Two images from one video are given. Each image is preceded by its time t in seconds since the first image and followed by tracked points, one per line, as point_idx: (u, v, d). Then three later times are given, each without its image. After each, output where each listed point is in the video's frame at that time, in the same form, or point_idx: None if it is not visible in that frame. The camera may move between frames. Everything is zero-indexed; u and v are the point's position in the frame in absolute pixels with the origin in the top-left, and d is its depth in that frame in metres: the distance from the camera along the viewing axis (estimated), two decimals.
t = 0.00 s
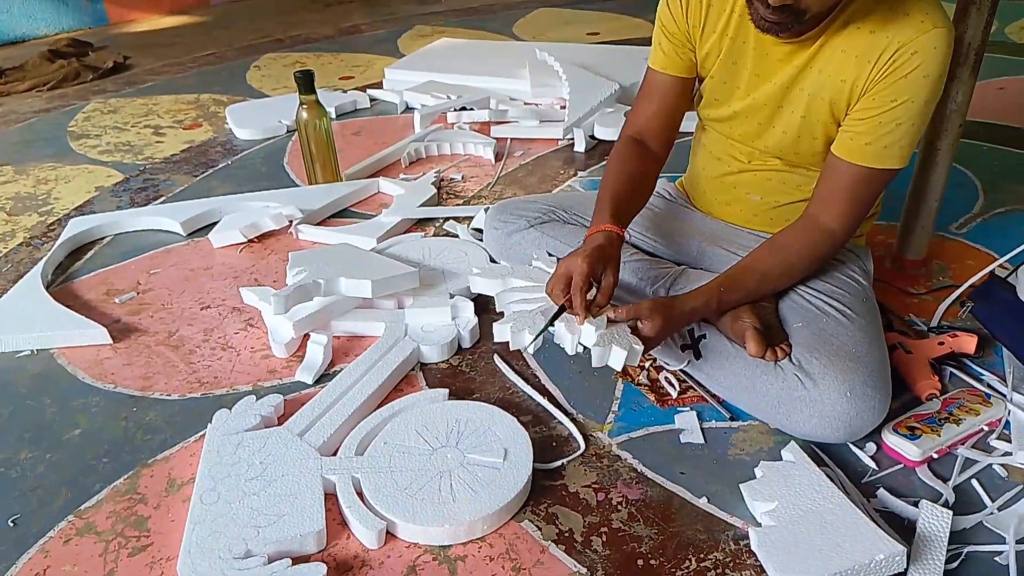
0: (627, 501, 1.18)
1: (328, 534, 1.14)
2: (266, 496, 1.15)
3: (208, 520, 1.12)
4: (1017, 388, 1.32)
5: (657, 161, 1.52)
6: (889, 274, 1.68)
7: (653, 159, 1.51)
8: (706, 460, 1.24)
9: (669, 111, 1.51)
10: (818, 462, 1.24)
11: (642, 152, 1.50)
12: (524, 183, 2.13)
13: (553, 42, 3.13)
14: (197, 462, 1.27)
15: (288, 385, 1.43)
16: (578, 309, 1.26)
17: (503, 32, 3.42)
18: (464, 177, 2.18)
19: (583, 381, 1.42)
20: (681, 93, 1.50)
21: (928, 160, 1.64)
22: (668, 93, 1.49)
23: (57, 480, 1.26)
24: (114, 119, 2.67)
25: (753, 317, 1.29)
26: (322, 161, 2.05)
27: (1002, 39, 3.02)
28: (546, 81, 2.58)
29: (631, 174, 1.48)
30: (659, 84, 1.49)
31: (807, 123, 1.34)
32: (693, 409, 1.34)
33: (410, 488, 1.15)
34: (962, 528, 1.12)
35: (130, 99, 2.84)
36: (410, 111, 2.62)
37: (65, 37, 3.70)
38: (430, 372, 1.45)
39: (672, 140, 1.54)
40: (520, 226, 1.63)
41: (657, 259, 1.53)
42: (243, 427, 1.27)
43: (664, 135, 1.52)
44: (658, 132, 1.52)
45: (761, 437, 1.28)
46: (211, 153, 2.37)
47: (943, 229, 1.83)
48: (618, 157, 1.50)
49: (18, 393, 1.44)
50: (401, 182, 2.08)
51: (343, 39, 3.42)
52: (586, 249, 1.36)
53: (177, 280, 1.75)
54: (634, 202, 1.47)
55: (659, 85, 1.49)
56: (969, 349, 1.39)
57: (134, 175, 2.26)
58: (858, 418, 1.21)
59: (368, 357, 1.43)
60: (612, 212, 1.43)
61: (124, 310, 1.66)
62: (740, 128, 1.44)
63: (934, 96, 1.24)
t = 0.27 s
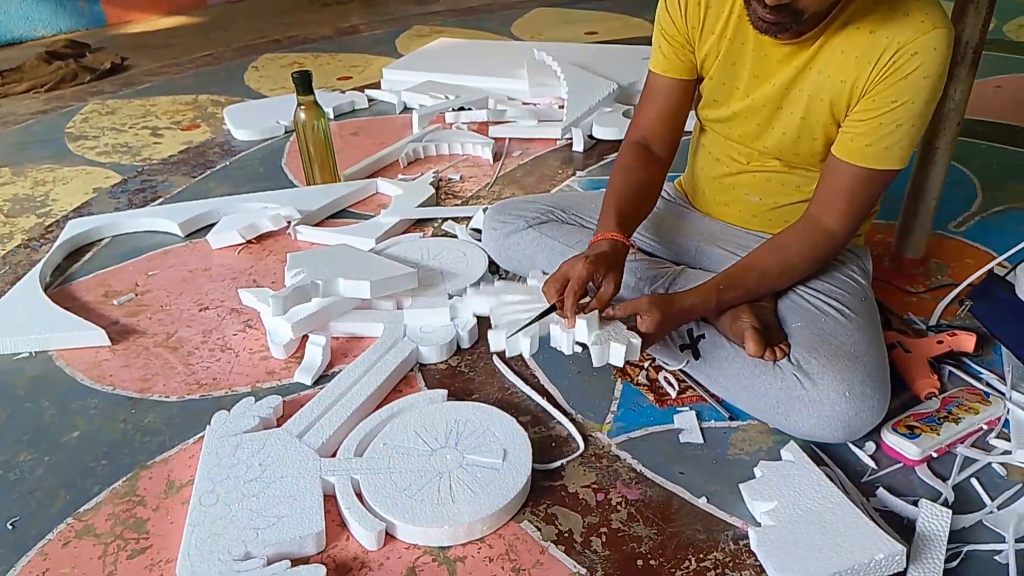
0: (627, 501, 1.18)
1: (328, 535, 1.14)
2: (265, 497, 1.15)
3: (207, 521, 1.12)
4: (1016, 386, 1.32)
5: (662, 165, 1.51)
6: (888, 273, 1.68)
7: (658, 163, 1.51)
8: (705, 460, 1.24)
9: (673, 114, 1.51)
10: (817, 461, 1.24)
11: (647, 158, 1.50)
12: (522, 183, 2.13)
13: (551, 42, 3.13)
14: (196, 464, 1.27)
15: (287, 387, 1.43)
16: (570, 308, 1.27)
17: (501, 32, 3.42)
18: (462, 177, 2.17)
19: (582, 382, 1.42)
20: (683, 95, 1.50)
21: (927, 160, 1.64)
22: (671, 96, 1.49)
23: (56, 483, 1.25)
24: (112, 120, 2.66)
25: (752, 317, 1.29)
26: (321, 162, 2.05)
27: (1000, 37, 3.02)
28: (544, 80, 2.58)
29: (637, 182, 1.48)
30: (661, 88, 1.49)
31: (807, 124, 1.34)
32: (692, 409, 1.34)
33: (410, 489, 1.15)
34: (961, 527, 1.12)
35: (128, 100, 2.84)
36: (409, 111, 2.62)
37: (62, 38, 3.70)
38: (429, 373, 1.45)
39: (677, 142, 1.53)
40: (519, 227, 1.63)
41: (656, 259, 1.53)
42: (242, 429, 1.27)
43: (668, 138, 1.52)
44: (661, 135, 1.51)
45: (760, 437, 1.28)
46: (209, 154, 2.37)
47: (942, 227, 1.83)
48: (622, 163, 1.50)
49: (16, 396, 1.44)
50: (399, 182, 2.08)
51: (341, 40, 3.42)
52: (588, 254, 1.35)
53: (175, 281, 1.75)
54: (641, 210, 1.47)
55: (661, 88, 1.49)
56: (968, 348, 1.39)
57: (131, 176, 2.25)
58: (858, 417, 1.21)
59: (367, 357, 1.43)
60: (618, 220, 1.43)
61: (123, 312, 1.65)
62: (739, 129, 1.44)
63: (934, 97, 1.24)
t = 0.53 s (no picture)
0: (627, 501, 1.18)
1: (328, 536, 1.14)
2: (265, 498, 1.15)
3: (207, 522, 1.12)
4: (1016, 386, 1.32)
5: (659, 166, 1.51)
6: (888, 272, 1.68)
7: (655, 164, 1.51)
8: (705, 460, 1.24)
9: (671, 114, 1.51)
10: (817, 461, 1.24)
11: (644, 158, 1.50)
12: (522, 184, 2.13)
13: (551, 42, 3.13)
14: (196, 464, 1.27)
15: (287, 388, 1.43)
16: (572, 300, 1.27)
17: (501, 32, 3.41)
18: (462, 177, 2.17)
19: (582, 382, 1.41)
20: (681, 96, 1.50)
21: (927, 159, 1.64)
22: (669, 95, 1.49)
23: (56, 483, 1.26)
24: (112, 121, 2.66)
25: (752, 317, 1.29)
26: (321, 162, 2.05)
27: (1000, 36, 3.02)
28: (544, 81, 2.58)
29: (633, 182, 1.48)
30: (659, 87, 1.50)
31: (807, 124, 1.34)
32: (692, 409, 1.34)
33: (409, 490, 1.15)
34: (961, 527, 1.12)
35: (128, 102, 2.84)
36: (409, 112, 2.62)
37: (62, 39, 3.70)
38: (429, 374, 1.45)
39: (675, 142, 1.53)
40: (518, 227, 1.63)
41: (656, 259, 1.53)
42: (242, 429, 1.27)
43: (666, 138, 1.52)
44: (659, 136, 1.51)
45: (760, 437, 1.28)
46: (209, 155, 2.37)
47: (942, 227, 1.83)
48: (619, 164, 1.50)
49: (16, 396, 1.44)
50: (399, 183, 2.08)
51: (340, 40, 3.42)
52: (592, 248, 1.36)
53: (175, 282, 1.75)
54: (637, 210, 1.47)
55: (659, 88, 1.49)
56: (968, 348, 1.39)
57: (131, 177, 2.25)
58: (857, 418, 1.21)
59: (369, 357, 1.43)
60: (614, 220, 1.43)
61: (123, 313, 1.65)
62: (738, 130, 1.44)
63: (933, 97, 1.23)
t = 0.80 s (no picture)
0: (625, 500, 1.18)
1: (326, 534, 1.14)
2: (264, 496, 1.15)
3: (205, 520, 1.12)
4: (1014, 386, 1.32)
5: (658, 164, 1.52)
6: (887, 272, 1.68)
7: (654, 162, 1.51)
8: (703, 459, 1.24)
9: (668, 113, 1.51)
10: (815, 460, 1.24)
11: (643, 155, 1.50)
12: (521, 183, 2.13)
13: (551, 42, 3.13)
14: (194, 463, 1.27)
15: (285, 386, 1.43)
16: (566, 289, 1.30)
17: (500, 31, 3.41)
18: (461, 176, 2.17)
19: (581, 382, 1.41)
20: (678, 96, 1.50)
21: (926, 159, 1.64)
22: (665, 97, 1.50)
23: (55, 482, 1.26)
24: (112, 119, 2.66)
25: (750, 316, 1.29)
26: (320, 160, 2.05)
27: (999, 37, 3.02)
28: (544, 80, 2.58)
29: (631, 181, 1.48)
30: (656, 88, 1.50)
31: (804, 124, 1.34)
32: (690, 408, 1.34)
33: (407, 489, 1.15)
34: (959, 526, 1.12)
35: (127, 100, 2.84)
36: (408, 111, 2.62)
37: (61, 37, 3.69)
38: (428, 373, 1.45)
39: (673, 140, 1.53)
40: (518, 227, 1.63)
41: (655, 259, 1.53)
42: (240, 428, 1.27)
43: (664, 136, 1.52)
44: (657, 135, 1.52)
45: (758, 436, 1.28)
46: (208, 153, 2.37)
47: (941, 227, 1.83)
48: (617, 162, 1.50)
49: (15, 395, 1.44)
50: (398, 182, 2.08)
51: (340, 39, 3.42)
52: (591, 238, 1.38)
53: (174, 280, 1.75)
54: (635, 208, 1.47)
55: (656, 88, 1.49)
56: (966, 347, 1.39)
57: (131, 176, 2.25)
58: (855, 417, 1.21)
59: (368, 355, 1.43)
60: (611, 215, 1.43)
61: (121, 311, 1.65)
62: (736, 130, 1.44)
63: (930, 95, 1.23)
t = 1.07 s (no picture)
0: (625, 500, 1.18)
1: (325, 533, 1.14)
2: (264, 495, 1.15)
3: (205, 519, 1.12)
4: (1014, 387, 1.32)
5: (623, 146, 1.63)
6: (887, 273, 1.69)
7: (619, 141, 1.63)
8: (703, 459, 1.24)
9: (650, 107, 1.60)
10: (815, 461, 1.24)
11: (615, 138, 1.62)
12: (522, 183, 2.13)
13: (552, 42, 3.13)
14: (194, 462, 1.27)
15: (286, 385, 1.43)
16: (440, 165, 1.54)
17: (501, 32, 3.42)
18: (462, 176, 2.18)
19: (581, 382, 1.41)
20: (664, 94, 1.59)
21: (927, 159, 1.64)
22: (652, 92, 1.59)
23: (54, 480, 1.26)
24: (113, 118, 2.66)
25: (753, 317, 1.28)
26: (321, 160, 2.05)
27: (1000, 38, 3.02)
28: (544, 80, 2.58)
29: (587, 147, 1.61)
30: (643, 82, 1.59)
31: (805, 127, 1.35)
32: (690, 408, 1.34)
33: (407, 488, 1.15)
34: (959, 527, 1.12)
35: (128, 99, 2.84)
36: (409, 111, 2.62)
37: (62, 36, 3.70)
38: (428, 372, 1.45)
39: (649, 130, 1.64)
40: (518, 228, 1.62)
41: (654, 259, 1.53)
42: (240, 427, 1.27)
43: (639, 125, 1.62)
44: (632, 121, 1.62)
45: (758, 436, 1.28)
46: (209, 153, 2.37)
47: (941, 228, 1.83)
48: (584, 129, 1.63)
49: (15, 393, 1.44)
50: (399, 182, 2.08)
51: (341, 39, 3.42)
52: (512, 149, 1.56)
53: (174, 279, 1.75)
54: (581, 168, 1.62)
55: (643, 82, 1.58)
56: (967, 348, 1.39)
57: (131, 175, 2.25)
58: (856, 418, 1.21)
59: (368, 354, 1.43)
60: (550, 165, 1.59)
61: (122, 310, 1.65)
62: (737, 133, 1.44)
63: (932, 99, 1.24)
